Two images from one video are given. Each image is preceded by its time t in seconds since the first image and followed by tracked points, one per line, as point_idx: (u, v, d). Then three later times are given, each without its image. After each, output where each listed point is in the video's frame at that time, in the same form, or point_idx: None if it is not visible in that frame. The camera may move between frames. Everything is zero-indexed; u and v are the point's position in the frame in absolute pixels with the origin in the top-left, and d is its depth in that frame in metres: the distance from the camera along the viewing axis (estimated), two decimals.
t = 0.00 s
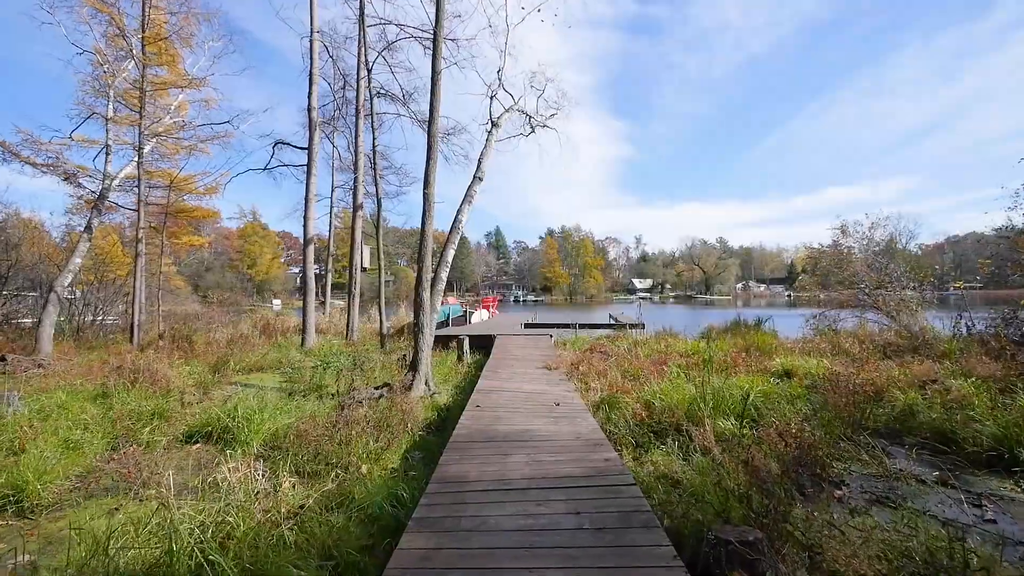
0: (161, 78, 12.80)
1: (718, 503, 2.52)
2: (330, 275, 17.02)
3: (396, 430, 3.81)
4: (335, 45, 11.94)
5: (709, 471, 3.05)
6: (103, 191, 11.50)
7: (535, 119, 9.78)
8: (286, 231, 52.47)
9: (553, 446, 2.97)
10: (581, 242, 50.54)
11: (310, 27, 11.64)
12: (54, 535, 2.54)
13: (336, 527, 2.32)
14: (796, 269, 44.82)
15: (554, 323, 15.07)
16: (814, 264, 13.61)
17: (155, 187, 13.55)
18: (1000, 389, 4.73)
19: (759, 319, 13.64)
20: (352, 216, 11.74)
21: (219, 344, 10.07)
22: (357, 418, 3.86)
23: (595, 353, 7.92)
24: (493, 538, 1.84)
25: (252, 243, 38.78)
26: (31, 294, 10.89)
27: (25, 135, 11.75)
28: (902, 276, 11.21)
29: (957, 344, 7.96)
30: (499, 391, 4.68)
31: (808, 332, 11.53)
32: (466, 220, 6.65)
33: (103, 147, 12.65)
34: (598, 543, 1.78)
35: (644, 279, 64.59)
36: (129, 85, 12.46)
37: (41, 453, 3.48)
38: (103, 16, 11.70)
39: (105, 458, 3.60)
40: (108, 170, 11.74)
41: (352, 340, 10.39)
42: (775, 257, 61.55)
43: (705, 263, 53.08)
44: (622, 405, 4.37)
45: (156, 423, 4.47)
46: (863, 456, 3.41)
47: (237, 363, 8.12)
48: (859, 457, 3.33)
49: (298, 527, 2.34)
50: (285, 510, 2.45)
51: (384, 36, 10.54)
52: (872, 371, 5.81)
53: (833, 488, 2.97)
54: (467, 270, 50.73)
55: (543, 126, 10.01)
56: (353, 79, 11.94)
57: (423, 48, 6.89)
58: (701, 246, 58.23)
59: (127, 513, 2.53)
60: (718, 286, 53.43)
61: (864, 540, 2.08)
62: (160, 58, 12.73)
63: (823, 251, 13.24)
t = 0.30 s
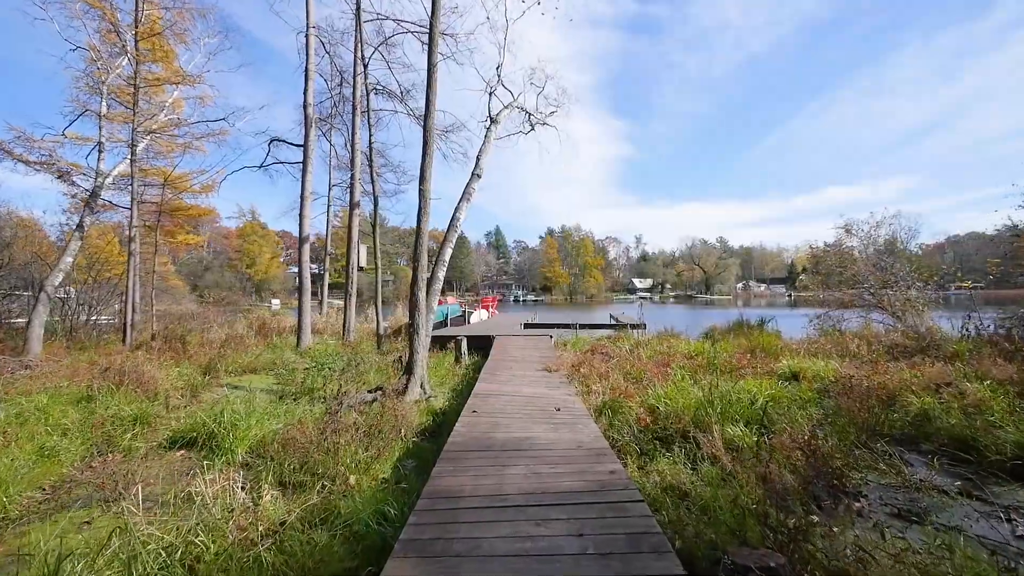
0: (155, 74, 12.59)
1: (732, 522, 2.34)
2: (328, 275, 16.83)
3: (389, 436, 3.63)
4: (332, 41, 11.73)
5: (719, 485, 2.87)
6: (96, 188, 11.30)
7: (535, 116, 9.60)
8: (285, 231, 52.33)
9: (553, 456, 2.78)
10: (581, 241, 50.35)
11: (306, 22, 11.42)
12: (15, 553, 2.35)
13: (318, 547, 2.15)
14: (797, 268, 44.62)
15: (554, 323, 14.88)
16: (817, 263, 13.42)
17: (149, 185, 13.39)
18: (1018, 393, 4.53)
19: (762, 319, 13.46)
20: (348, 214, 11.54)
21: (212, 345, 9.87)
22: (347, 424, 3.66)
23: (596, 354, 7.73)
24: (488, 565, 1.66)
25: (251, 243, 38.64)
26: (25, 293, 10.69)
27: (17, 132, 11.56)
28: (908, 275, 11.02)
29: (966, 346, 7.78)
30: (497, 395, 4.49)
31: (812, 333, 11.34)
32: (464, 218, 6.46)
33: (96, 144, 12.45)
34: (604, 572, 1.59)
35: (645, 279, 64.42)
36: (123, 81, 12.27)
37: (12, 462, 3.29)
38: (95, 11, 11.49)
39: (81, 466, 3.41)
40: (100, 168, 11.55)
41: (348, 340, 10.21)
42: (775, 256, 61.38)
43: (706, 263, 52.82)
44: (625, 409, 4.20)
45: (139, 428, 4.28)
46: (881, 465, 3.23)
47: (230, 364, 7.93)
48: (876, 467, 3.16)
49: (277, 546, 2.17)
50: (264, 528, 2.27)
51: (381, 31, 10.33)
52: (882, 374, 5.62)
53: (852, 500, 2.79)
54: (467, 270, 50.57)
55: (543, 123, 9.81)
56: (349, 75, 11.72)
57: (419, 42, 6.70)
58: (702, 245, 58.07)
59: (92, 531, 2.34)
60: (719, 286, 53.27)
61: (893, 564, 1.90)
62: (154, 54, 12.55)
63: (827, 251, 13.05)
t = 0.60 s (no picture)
0: (149, 70, 12.40)
1: (752, 542, 2.15)
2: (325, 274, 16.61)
3: (380, 443, 3.44)
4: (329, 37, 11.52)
5: (733, 497, 2.68)
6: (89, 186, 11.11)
7: (534, 113, 9.41)
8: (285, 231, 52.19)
9: (555, 466, 2.57)
10: (581, 241, 50.23)
11: (302, 17, 11.23)
12: None
13: (296, 569, 1.97)
14: (798, 268, 44.40)
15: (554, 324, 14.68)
16: (822, 263, 13.23)
17: (145, 184, 13.37)
18: None
19: (765, 319, 13.27)
20: (345, 212, 11.34)
21: (205, 345, 9.67)
22: (335, 430, 3.46)
23: (598, 355, 7.53)
24: None
25: (250, 243, 38.50)
26: (14, 293, 10.51)
27: (9, 129, 11.36)
28: (915, 275, 10.82)
29: (976, 346, 7.60)
30: (495, 399, 4.29)
31: (816, 333, 11.15)
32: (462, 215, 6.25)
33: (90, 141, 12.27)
34: None
35: (645, 279, 64.24)
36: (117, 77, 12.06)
37: None
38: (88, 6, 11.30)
39: (52, 476, 3.21)
40: (93, 166, 11.37)
41: (344, 341, 10.01)
42: (776, 257, 61.21)
43: (706, 263, 52.67)
44: (630, 414, 4.00)
45: (119, 433, 4.08)
46: (904, 474, 3.04)
47: (222, 365, 7.74)
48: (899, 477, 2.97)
49: (250, 569, 2.00)
50: (236, 549, 2.09)
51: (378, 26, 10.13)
52: (895, 375, 5.42)
53: (875, 513, 2.61)
54: (467, 270, 50.43)
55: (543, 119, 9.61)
56: (346, 71, 11.51)
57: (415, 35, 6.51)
58: (702, 246, 57.91)
59: (50, 552, 2.15)
60: (719, 286, 53.12)
61: None
62: (149, 50, 12.36)
63: (832, 250, 12.84)
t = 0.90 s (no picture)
0: (143, 66, 12.21)
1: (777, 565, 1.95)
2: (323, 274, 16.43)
3: (370, 451, 3.24)
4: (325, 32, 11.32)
5: (751, 512, 2.49)
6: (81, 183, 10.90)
7: (535, 110, 9.23)
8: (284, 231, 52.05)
9: (557, 478, 2.38)
10: (581, 241, 50.04)
11: (299, 12, 11.05)
12: None
13: None
14: (799, 269, 44.21)
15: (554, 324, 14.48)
16: (827, 262, 13.03)
17: (140, 182, 13.22)
18: None
19: (768, 319, 13.07)
20: (342, 211, 11.14)
21: (198, 346, 9.46)
22: (323, 437, 3.26)
23: (599, 356, 7.33)
24: None
25: (249, 242, 38.32)
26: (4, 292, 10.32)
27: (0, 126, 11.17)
28: (922, 274, 10.64)
29: (987, 347, 7.41)
30: (493, 403, 4.09)
31: (821, 334, 10.96)
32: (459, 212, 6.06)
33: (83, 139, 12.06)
34: None
35: (645, 279, 64.00)
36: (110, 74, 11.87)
37: None
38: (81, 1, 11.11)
39: (21, 485, 3.02)
40: (85, 163, 11.18)
41: (341, 341, 9.83)
42: (776, 257, 61.04)
43: (707, 263, 52.49)
44: (635, 419, 3.80)
45: (98, 438, 3.89)
46: (930, 486, 2.86)
47: (214, 366, 7.56)
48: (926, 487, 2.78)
49: None
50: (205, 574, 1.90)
51: (376, 20, 9.91)
52: (910, 377, 5.22)
53: (904, 529, 2.41)
54: (467, 270, 50.26)
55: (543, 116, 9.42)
56: (343, 67, 11.31)
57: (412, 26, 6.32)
58: (703, 246, 57.70)
59: None
60: (719, 286, 52.94)
61: None
62: (143, 46, 12.17)
63: (837, 249, 12.64)
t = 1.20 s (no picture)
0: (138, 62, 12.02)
1: None
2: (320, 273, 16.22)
3: (360, 462, 3.06)
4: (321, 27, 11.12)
5: (768, 530, 2.31)
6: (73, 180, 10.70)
7: (534, 108, 9.05)
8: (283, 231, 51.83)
9: (559, 494, 2.19)
10: (581, 241, 49.86)
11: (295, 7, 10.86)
12: None
13: None
14: (800, 269, 44.05)
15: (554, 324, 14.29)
16: (831, 262, 12.83)
17: (135, 180, 13.31)
18: None
19: (772, 320, 12.86)
20: (338, 209, 10.95)
21: (191, 347, 9.25)
22: (311, 446, 3.09)
23: (601, 358, 7.13)
24: None
25: (249, 242, 37.98)
26: None
27: None
28: (929, 274, 10.45)
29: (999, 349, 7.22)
30: (492, 407, 3.89)
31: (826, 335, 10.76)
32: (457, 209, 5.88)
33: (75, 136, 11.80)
34: None
35: (645, 279, 63.79)
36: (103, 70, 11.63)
37: None
38: None
39: None
40: (78, 160, 10.98)
41: (337, 342, 9.64)
42: (777, 257, 60.88)
43: (707, 264, 52.30)
44: (641, 425, 3.61)
45: (76, 445, 3.69)
46: (957, 497, 2.67)
47: (206, 367, 7.36)
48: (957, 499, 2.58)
49: None
50: None
51: (373, 15, 9.72)
52: (924, 380, 5.03)
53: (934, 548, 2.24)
54: (467, 270, 50.06)
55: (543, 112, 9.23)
56: (340, 63, 11.12)
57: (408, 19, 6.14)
58: (703, 246, 57.51)
59: None
60: (720, 286, 52.68)
61: None
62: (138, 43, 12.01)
63: (842, 249, 12.44)
